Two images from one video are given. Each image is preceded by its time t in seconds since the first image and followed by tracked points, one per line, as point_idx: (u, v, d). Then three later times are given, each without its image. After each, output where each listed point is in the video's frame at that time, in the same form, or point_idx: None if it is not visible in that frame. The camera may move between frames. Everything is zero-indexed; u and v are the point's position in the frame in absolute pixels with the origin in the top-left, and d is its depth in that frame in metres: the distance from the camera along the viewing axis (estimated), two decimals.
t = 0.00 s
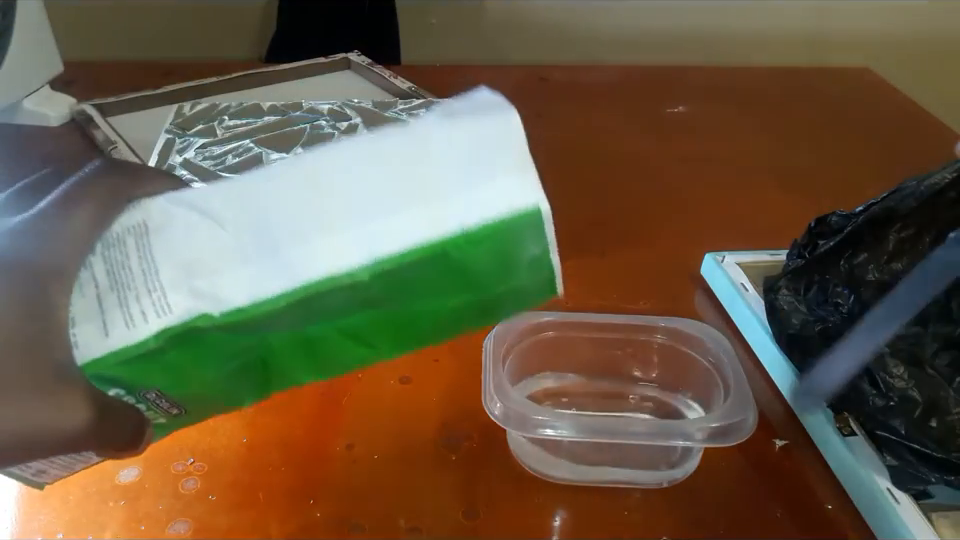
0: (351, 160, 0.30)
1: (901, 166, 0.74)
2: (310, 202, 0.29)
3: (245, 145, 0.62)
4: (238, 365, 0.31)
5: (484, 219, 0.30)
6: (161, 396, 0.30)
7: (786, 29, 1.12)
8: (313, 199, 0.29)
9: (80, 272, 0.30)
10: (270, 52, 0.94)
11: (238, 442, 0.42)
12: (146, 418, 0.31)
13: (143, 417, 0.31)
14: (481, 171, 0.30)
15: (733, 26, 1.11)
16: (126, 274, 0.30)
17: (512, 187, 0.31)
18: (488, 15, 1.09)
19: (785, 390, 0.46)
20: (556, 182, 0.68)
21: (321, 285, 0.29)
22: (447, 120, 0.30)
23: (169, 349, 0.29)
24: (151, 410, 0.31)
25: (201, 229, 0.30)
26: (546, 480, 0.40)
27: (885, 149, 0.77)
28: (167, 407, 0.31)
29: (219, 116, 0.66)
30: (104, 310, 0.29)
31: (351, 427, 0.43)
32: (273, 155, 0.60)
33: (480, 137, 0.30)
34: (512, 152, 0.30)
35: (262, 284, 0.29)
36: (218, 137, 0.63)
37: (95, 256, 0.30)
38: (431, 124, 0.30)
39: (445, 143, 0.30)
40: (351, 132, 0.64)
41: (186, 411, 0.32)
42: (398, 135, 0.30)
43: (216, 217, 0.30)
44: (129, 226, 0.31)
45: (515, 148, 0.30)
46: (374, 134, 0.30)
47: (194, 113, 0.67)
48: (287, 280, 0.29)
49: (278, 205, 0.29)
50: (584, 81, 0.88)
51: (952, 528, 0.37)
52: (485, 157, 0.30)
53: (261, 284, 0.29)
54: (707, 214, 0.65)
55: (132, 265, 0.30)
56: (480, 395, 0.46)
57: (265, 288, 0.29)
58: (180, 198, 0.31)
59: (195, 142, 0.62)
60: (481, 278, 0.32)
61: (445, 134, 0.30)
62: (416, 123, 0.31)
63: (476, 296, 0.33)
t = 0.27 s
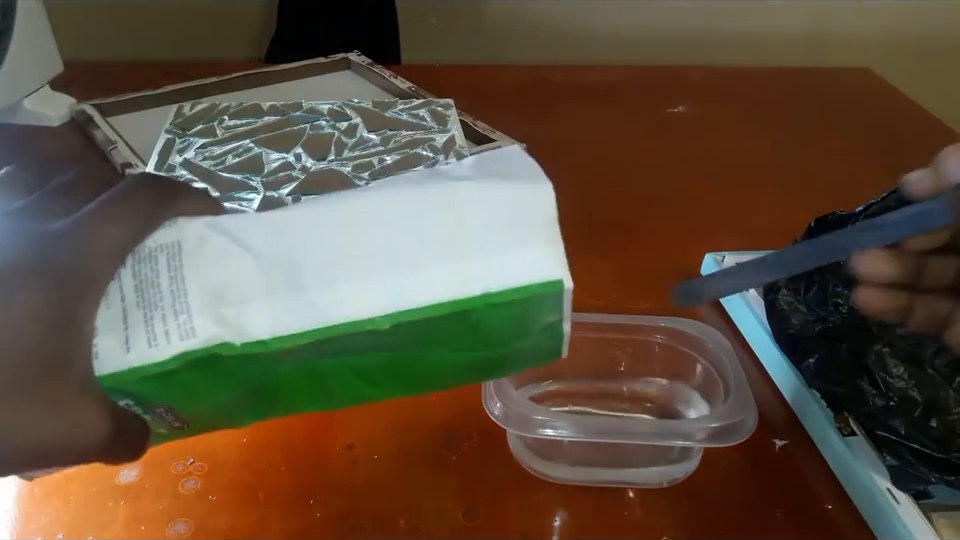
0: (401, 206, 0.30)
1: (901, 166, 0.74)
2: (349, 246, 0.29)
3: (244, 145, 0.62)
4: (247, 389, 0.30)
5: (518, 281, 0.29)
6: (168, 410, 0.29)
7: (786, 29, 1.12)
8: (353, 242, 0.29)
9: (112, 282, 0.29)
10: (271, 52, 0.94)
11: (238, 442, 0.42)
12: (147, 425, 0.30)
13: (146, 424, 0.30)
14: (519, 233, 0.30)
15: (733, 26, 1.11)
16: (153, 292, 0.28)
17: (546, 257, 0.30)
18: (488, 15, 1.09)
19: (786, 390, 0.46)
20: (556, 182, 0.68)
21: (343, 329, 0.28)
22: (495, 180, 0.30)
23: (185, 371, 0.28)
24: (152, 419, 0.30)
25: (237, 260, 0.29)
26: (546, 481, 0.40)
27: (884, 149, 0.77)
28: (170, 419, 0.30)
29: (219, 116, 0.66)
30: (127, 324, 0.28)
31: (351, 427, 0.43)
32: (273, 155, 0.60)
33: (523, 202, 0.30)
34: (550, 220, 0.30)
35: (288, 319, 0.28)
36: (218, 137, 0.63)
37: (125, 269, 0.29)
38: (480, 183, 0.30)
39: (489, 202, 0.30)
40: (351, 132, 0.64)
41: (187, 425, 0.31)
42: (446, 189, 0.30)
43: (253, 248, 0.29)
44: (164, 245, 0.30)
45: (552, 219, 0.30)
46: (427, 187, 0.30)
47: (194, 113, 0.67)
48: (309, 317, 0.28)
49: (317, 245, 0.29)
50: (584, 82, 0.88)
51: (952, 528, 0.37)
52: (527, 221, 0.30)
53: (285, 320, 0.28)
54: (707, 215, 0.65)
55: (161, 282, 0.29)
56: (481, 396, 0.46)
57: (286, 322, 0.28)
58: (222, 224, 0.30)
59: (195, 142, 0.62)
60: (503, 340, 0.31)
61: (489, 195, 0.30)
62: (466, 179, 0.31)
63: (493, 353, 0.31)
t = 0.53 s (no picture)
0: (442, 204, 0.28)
1: (900, 165, 0.74)
2: (382, 242, 0.28)
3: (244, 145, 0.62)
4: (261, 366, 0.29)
5: (544, 299, 0.28)
6: (180, 378, 0.29)
7: (786, 30, 1.12)
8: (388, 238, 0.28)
9: (141, 250, 0.27)
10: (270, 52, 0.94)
11: (238, 442, 0.42)
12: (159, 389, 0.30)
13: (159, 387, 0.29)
14: (558, 248, 0.28)
15: (733, 27, 1.11)
16: (183, 267, 0.27)
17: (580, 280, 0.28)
18: (488, 15, 1.09)
19: (786, 390, 0.46)
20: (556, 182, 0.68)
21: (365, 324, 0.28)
22: (539, 189, 0.28)
23: (206, 347, 0.28)
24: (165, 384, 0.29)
25: (269, 244, 0.27)
26: (545, 481, 0.40)
27: (884, 149, 0.77)
28: (180, 385, 0.30)
29: (219, 116, 0.66)
30: (151, 297, 0.27)
31: (351, 427, 0.43)
32: (273, 155, 0.60)
33: (566, 219, 0.28)
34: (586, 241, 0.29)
35: (315, 310, 0.28)
36: (218, 137, 0.63)
37: (154, 239, 0.27)
38: (524, 191, 0.28)
39: (530, 214, 0.28)
40: (351, 132, 0.64)
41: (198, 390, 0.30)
42: (488, 191, 0.28)
43: (286, 232, 0.28)
44: (196, 217, 0.28)
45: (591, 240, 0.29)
46: (471, 185, 0.28)
47: (194, 113, 0.67)
48: (335, 312, 0.28)
49: (351, 238, 0.27)
50: (583, 82, 0.88)
51: (952, 528, 0.37)
52: (566, 239, 0.28)
53: (311, 310, 0.28)
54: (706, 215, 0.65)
55: (190, 258, 0.27)
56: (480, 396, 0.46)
57: (311, 313, 0.27)
58: (257, 203, 0.28)
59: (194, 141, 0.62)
60: (519, 349, 0.30)
61: (531, 206, 0.28)
62: (509, 184, 0.29)
63: (506, 359, 0.31)
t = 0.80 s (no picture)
0: (464, 205, 0.29)
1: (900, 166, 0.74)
2: (401, 239, 0.29)
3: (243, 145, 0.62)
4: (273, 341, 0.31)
5: (554, 311, 0.30)
6: (197, 345, 0.31)
7: (786, 30, 1.12)
8: (406, 235, 0.29)
9: (163, 226, 0.29)
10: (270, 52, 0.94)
11: (238, 442, 0.42)
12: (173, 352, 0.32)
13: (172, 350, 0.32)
14: (575, 260, 0.29)
15: (733, 27, 1.11)
16: (205, 246, 0.29)
17: (591, 293, 0.30)
18: (488, 15, 1.09)
19: (785, 389, 0.46)
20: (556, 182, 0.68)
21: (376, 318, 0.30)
22: (564, 196, 0.29)
23: (222, 324, 0.30)
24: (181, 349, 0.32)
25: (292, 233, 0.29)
26: (545, 481, 0.40)
27: (883, 149, 0.77)
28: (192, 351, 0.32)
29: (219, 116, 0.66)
30: (170, 273, 0.29)
31: (351, 428, 0.43)
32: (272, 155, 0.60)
33: (585, 233, 0.29)
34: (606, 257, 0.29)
35: (331, 301, 0.30)
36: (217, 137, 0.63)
37: (178, 215, 0.29)
38: (548, 198, 0.29)
39: (549, 225, 0.29)
40: (351, 132, 0.64)
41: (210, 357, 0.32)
42: (511, 196, 0.29)
43: (309, 222, 0.29)
44: (221, 197, 0.30)
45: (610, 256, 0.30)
46: (496, 185, 0.30)
47: (195, 113, 0.67)
48: (350, 303, 0.30)
49: (372, 233, 0.29)
50: (583, 82, 0.88)
51: (952, 528, 0.37)
52: (583, 254, 0.29)
53: (325, 300, 0.30)
54: (706, 214, 0.65)
55: (213, 239, 0.29)
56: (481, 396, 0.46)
57: (325, 304, 0.30)
58: (285, 190, 0.30)
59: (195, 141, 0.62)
60: (524, 354, 0.32)
61: (551, 217, 0.29)
62: (535, 188, 0.30)
63: (512, 362, 0.32)
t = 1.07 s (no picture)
0: (471, 221, 0.29)
1: (901, 166, 0.74)
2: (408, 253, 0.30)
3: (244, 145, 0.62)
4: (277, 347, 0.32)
5: (555, 328, 0.30)
6: (202, 349, 0.32)
7: (786, 29, 1.12)
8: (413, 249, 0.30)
9: (174, 233, 0.29)
10: (270, 52, 0.94)
11: (238, 442, 0.42)
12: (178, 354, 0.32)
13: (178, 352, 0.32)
14: (576, 279, 0.30)
15: (733, 26, 1.11)
16: (215, 254, 0.30)
17: (592, 312, 0.30)
18: (488, 15, 1.09)
19: (785, 390, 0.46)
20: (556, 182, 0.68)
21: (381, 330, 0.30)
22: (569, 215, 0.30)
23: (228, 330, 0.30)
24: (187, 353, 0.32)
25: (300, 243, 0.30)
26: (544, 480, 0.40)
27: (883, 150, 0.77)
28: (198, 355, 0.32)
29: (219, 116, 0.66)
30: (180, 280, 0.29)
31: (351, 428, 0.43)
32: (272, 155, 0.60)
33: (588, 252, 0.29)
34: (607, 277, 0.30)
35: (337, 312, 0.30)
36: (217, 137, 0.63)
37: (188, 222, 0.30)
38: (554, 216, 0.30)
39: (554, 242, 0.29)
40: (351, 132, 0.64)
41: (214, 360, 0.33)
42: (518, 213, 0.29)
43: (318, 233, 0.30)
44: (232, 206, 0.30)
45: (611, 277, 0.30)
46: (503, 202, 0.30)
47: (195, 113, 0.67)
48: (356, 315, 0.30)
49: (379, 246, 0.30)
50: (583, 82, 0.88)
51: (952, 528, 0.37)
52: (585, 273, 0.30)
53: (331, 311, 0.30)
54: (707, 215, 0.65)
55: (223, 247, 0.30)
56: (480, 396, 0.46)
57: (332, 315, 0.30)
58: (295, 201, 0.30)
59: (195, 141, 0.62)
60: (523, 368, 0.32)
61: (556, 235, 0.29)
62: (541, 207, 0.30)
63: (512, 376, 0.33)
